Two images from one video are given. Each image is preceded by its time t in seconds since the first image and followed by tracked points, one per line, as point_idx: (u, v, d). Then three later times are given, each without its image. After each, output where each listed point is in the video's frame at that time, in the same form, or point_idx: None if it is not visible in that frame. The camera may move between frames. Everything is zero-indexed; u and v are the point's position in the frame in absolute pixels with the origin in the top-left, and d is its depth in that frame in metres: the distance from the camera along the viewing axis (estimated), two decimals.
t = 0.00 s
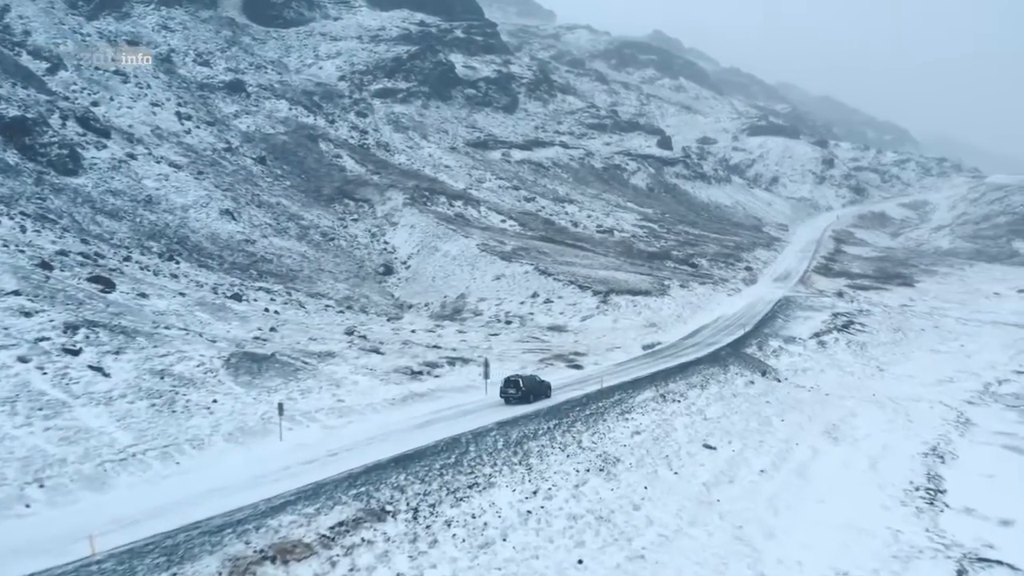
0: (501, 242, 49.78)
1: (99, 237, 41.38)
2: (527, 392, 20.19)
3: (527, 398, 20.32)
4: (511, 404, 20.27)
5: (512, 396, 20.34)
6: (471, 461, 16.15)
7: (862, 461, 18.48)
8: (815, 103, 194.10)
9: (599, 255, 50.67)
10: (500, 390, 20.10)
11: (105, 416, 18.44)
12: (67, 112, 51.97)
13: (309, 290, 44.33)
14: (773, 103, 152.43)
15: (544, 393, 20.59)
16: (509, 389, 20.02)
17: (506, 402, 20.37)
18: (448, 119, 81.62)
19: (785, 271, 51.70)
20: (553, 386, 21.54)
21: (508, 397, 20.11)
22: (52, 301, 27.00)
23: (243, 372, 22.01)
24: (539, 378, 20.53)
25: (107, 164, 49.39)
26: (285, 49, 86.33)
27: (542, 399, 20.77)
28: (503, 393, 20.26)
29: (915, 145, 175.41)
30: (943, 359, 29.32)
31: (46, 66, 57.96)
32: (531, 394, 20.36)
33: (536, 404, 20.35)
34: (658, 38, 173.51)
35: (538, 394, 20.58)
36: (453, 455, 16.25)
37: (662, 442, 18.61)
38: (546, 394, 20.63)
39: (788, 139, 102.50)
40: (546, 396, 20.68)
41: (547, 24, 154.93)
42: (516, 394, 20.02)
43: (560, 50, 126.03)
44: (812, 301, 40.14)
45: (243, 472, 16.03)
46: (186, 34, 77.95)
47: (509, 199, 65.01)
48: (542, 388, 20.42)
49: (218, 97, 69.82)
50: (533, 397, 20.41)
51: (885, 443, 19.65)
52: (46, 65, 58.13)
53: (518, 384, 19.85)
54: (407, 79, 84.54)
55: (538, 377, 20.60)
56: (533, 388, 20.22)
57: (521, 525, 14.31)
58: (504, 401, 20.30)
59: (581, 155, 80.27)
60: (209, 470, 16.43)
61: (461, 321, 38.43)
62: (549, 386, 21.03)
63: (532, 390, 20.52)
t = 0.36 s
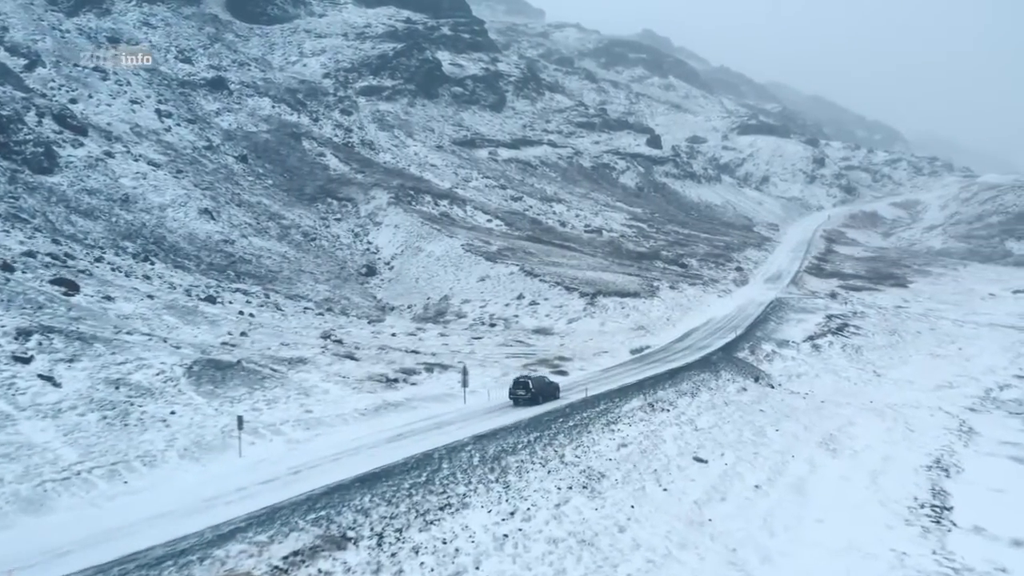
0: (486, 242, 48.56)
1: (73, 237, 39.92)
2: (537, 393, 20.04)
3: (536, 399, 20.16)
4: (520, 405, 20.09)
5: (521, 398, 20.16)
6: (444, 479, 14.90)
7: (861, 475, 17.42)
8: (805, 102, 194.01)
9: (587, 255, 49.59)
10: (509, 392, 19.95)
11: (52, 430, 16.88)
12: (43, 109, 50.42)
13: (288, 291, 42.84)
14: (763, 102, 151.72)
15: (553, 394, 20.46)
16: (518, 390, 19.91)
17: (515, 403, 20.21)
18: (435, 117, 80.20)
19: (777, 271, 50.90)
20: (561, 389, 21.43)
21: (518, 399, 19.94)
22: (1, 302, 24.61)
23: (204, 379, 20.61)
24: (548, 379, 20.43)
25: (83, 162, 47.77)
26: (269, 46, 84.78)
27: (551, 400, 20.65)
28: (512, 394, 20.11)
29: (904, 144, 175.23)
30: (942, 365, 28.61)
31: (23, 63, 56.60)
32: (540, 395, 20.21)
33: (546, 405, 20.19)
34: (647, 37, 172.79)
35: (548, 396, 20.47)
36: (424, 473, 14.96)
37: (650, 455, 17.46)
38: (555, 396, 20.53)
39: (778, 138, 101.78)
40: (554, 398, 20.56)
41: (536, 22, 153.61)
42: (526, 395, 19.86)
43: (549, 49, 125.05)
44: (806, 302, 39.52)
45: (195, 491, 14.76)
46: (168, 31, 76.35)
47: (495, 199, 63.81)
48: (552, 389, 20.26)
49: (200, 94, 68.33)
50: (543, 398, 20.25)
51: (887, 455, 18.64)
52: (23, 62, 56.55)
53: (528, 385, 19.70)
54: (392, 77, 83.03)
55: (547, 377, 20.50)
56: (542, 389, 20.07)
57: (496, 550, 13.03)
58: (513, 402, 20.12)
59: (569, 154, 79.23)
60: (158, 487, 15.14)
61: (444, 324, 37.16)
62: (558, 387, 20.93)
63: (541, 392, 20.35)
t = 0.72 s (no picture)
0: (473, 242, 47.34)
1: (45, 237, 38.42)
2: (546, 394, 19.69)
3: (545, 400, 19.84)
4: (528, 405, 19.81)
5: (530, 398, 19.85)
6: (412, 500, 13.66)
7: (861, 491, 16.33)
8: (797, 101, 193.45)
9: (577, 255, 48.44)
10: (519, 392, 19.63)
11: None
12: (19, 106, 48.82)
13: (268, 292, 41.42)
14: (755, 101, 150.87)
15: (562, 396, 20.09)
16: (527, 391, 19.67)
17: (524, 403, 19.90)
18: (423, 114, 78.83)
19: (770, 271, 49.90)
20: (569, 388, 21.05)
21: (526, 399, 19.64)
22: None
23: (162, 389, 19.24)
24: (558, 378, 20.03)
25: (59, 159, 46.23)
26: (255, 43, 83.21)
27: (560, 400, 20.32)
28: (521, 394, 19.79)
29: (896, 143, 174.83)
30: (941, 369, 27.71)
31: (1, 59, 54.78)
32: (550, 396, 19.87)
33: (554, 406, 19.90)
34: (639, 35, 171.76)
35: (557, 396, 20.14)
36: (390, 494, 13.72)
37: (637, 470, 16.27)
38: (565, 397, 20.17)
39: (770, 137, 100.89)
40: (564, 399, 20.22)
41: (527, 20, 152.21)
42: (535, 397, 19.57)
43: (540, 47, 123.89)
44: (801, 303, 38.46)
45: (137, 512, 13.48)
46: (152, 28, 74.74)
47: (484, 198, 62.60)
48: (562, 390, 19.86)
49: (183, 92, 66.92)
50: (551, 399, 19.92)
51: (889, 468, 17.56)
52: None
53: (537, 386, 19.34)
54: (380, 74, 81.56)
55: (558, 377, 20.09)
56: (552, 391, 19.68)
57: None
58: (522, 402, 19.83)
59: (559, 153, 78.11)
60: (98, 507, 13.84)
61: (428, 326, 35.91)
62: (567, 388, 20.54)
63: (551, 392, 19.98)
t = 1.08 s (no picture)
0: (460, 242, 46.15)
1: (17, 237, 36.93)
2: (553, 397, 19.31)
3: (553, 401, 19.49)
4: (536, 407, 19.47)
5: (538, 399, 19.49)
6: (372, 525, 12.39)
7: (862, 509, 15.22)
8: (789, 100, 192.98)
9: (566, 256, 47.29)
10: (527, 395, 19.28)
11: None
12: None
13: (247, 294, 39.97)
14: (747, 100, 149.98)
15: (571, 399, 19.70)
16: (535, 394, 19.30)
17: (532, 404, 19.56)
18: (411, 113, 77.49)
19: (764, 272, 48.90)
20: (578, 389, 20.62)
21: (534, 401, 19.31)
22: None
23: (117, 401, 17.90)
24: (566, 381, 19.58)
25: (35, 157, 44.70)
26: (240, 40, 81.62)
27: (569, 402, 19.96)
28: (529, 395, 19.43)
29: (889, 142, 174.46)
30: (942, 375, 26.70)
31: None
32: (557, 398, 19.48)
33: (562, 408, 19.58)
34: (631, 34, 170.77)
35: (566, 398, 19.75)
36: (348, 519, 12.47)
37: (622, 488, 15.09)
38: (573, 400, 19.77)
39: (763, 136, 100.03)
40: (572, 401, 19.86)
41: (518, 19, 150.91)
42: (542, 399, 19.22)
43: (531, 45, 122.75)
44: (796, 305, 37.38)
45: (70, 539, 12.19)
46: (135, 24, 73.09)
47: (472, 197, 61.41)
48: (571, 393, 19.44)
49: (166, 90, 65.53)
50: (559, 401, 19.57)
51: (890, 484, 16.46)
52: None
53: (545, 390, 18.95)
54: (368, 71, 80.12)
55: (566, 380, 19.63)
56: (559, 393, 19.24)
57: None
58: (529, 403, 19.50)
59: (550, 152, 77.00)
60: (28, 531, 12.54)
61: (411, 330, 34.67)
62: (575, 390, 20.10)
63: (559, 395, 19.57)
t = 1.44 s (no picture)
0: (446, 243, 44.98)
1: None
2: (559, 399, 19.13)
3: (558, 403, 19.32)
4: (541, 408, 19.34)
5: (544, 400, 19.34)
6: (322, 556, 11.18)
7: (862, 530, 14.10)
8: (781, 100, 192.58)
9: (555, 256, 46.15)
10: (533, 397, 19.14)
11: None
12: None
13: (224, 296, 38.47)
14: (741, 100, 149.08)
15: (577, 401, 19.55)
16: (541, 395, 19.12)
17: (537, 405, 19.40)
18: (399, 111, 76.15)
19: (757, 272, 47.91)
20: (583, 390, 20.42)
21: (539, 402, 19.19)
22: None
23: (63, 415, 16.55)
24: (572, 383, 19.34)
25: (8, 156, 43.25)
26: (226, 37, 79.99)
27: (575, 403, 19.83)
28: (534, 397, 19.27)
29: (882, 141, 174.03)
30: (941, 380, 25.71)
31: None
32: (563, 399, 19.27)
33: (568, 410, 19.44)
34: (624, 33, 169.76)
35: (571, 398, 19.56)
36: (296, 550, 11.25)
37: (603, 508, 13.92)
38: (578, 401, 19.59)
39: (757, 135, 99.14)
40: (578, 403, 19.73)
41: (510, 18, 149.71)
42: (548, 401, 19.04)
43: (522, 44, 121.59)
44: (790, 306, 36.27)
45: None
46: (119, 21, 71.46)
47: (460, 197, 60.26)
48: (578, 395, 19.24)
49: (148, 88, 64.10)
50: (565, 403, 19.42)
51: (891, 501, 15.35)
52: None
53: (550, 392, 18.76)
54: (355, 69, 78.71)
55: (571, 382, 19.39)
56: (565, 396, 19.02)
57: None
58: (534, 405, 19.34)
59: (540, 151, 75.92)
60: None
61: (393, 333, 33.42)
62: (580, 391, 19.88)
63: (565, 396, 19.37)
